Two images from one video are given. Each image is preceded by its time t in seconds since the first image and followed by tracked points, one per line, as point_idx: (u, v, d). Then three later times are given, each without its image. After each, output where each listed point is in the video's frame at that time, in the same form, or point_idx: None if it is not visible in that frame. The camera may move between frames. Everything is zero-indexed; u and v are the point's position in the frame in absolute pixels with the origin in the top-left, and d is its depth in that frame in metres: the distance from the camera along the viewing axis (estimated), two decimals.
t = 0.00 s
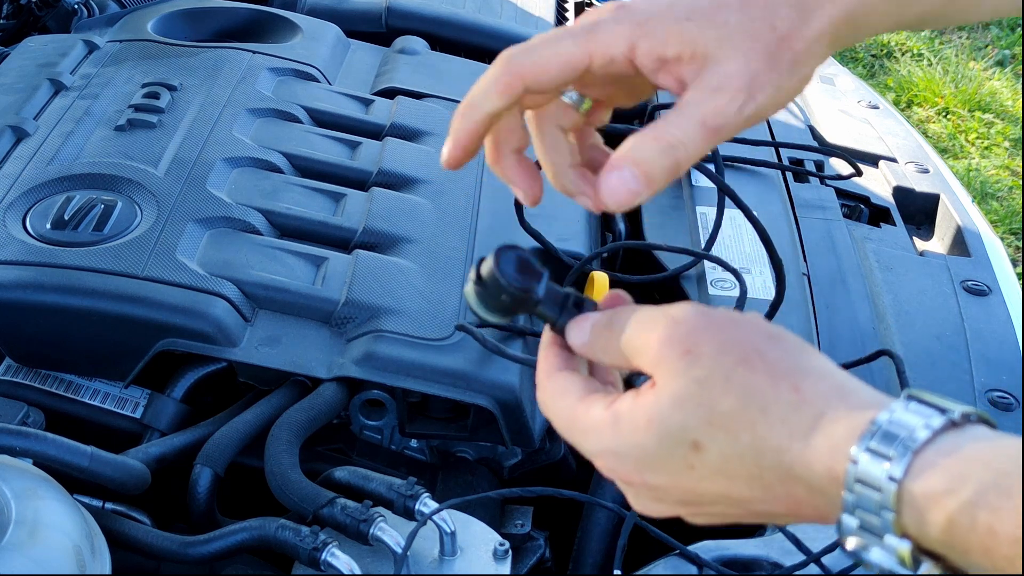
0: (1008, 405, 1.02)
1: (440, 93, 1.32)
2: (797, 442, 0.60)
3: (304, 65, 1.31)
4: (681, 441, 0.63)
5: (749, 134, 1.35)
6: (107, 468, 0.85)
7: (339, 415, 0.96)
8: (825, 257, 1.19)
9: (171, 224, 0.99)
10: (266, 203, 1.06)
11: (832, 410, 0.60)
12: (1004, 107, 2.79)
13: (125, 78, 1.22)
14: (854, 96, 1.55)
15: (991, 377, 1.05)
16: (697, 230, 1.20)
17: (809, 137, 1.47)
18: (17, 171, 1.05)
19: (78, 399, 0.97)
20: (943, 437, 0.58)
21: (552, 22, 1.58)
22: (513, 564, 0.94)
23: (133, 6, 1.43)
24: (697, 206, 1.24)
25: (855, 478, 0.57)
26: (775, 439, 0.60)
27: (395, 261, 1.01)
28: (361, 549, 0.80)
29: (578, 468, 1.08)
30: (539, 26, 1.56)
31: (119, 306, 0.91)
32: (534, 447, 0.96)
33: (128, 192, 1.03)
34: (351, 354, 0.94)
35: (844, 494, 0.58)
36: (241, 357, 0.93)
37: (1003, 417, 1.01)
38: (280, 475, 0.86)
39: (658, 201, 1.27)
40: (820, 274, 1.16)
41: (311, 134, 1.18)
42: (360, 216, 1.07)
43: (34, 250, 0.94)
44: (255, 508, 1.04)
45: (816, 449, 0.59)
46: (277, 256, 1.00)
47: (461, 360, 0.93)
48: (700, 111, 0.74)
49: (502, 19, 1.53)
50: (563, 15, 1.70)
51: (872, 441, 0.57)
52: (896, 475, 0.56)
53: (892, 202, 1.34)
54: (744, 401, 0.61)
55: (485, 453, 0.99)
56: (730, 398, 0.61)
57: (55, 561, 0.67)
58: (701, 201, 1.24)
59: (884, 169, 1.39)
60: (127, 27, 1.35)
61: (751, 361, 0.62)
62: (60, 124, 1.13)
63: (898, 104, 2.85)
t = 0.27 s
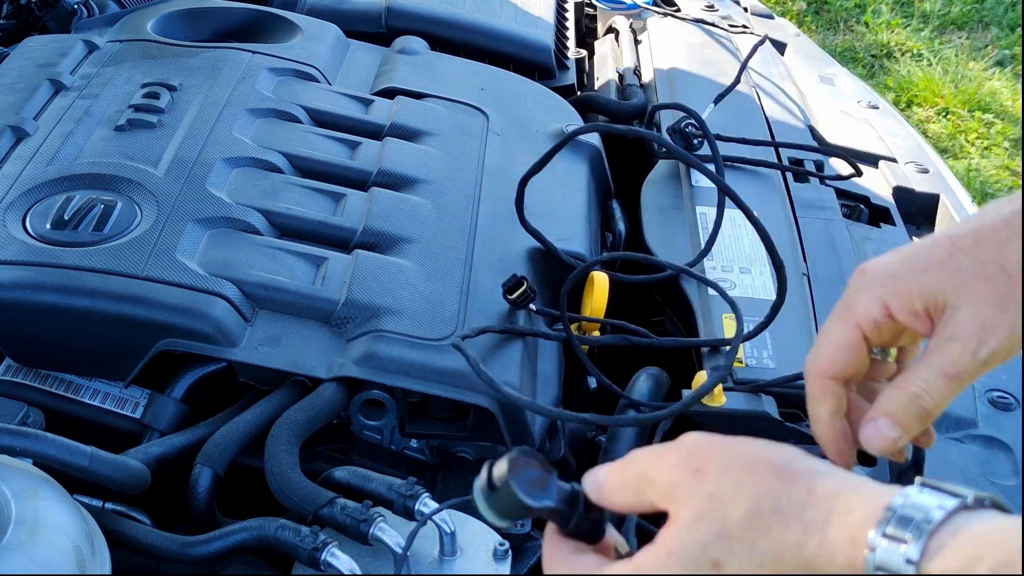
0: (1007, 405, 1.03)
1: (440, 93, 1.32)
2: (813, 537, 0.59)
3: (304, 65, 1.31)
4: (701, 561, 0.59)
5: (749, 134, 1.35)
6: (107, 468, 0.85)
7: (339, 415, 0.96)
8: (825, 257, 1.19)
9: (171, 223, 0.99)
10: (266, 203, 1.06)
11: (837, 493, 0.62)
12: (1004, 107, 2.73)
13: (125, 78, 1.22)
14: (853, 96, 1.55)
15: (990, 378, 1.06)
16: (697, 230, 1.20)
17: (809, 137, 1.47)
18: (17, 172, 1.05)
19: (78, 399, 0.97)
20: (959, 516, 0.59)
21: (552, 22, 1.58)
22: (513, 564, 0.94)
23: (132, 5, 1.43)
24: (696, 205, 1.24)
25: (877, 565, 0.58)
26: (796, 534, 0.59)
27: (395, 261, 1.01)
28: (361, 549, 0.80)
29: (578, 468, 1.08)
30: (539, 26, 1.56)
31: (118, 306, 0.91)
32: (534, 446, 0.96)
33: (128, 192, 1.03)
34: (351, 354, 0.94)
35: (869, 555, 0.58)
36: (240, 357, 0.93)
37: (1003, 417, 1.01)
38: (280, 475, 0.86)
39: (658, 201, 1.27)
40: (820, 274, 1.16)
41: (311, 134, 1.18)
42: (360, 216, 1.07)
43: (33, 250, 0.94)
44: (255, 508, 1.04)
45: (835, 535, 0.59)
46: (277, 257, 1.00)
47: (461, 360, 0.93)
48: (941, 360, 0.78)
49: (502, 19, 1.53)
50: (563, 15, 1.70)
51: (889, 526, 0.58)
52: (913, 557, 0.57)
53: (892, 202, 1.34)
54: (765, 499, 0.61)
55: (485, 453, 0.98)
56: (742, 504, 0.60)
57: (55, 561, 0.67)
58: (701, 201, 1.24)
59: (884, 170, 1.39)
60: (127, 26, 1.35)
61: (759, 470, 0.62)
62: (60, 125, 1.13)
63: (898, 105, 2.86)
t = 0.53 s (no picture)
0: (1008, 405, 1.02)
1: (440, 93, 1.32)
2: None
3: (304, 65, 1.31)
4: None
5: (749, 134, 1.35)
6: (107, 468, 0.85)
7: (339, 415, 0.96)
8: (825, 257, 1.19)
9: (171, 223, 0.99)
10: (266, 203, 1.06)
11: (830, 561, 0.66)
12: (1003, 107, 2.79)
13: (125, 77, 1.22)
14: (853, 96, 1.55)
15: (991, 377, 1.05)
16: (697, 230, 1.20)
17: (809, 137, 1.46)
18: (17, 172, 1.05)
19: (78, 398, 0.97)
20: None
21: (552, 22, 1.58)
22: (513, 564, 0.94)
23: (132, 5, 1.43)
24: (696, 205, 1.24)
25: None
26: None
27: (395, 261, 1.01)
28: (361, 549, 0.80)
29: (578, 468, 1.08)
30: (539, 26, 1.56)
31: (118, 306, 0.91)
32: (534, 447, 0.97)
33: (128, 192, 1.03)
34: (351, 353, 0.94)
35: None
36: (241, 357, 0.93)
37: (1004, 417, 1.01)
38: (280, 475, 0.86)
39: (658, 201, 1.27)
40: (820, 274, 1.15)
41: (311, 134, 1.18)
42: (360, 216, 1.07)
43: (33, 250, 0.94)
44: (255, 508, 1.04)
45: None
46: (277, 256, 1.00)
47: (461, 360, 0.94)
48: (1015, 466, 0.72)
49: (502, 19, 1.53)
50: (563, 14, 1.70)
51: None
52: None
53: (892, 202, 1.34)
54: None
55: (485, 452, 0.99)
56: None
57: (55, 561, 0.67)
58: (701, 201, 1.24)
59: (884, 169, 1.39)
60: (127, 26, 1.35)
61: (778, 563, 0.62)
62: (60, 125, 1.13)
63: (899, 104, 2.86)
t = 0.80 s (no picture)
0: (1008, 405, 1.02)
1: (440, 93, 1.32)
2: None
3: (304, 65, 1.31)
4: None
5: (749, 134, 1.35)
6: (107, 468, 0.85)
7: (339, 415, 0.96)
8: (825, 257, 1.19)
9: (171, 223, 0.99)
10: (265, 203, 1.06)
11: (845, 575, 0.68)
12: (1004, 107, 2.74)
13: (125, 78, 1.22)
14: (853, 96, 1.55)
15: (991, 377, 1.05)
16: (697, 230, 1.20)
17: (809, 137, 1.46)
18: (17, 171, 1.05)
19: (78, 398, 0.97)
20: None
21: (552, 22, 1.58)
22: (513, 564, 0.94)
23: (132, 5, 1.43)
24: (696, 205, 1.24)
25: None
26: None
27: (395, 261, 1.01)
28: (361, 549, 0.80)
29: (578, 468, 1.08)
30: (539, 26, 1.56)
31: (119, 306, 0.91)
32: (534, 447, 0.97)
33: (128, 192, 1.03)
34: (351, 353, 0.94)
35: None
36: (241, 357, 0.93)
37: (1003, 417, 1.01)
38: (280, 475, 0.86)
39: (658, 201, 1.27)
40: (820, 274, 1.16)
41: (311, 134, 1.18)
42: (360, 216, 1.07)
43: (34, 250, 0.94)
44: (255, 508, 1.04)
45: None
46: (277, 256, 1.00)
47: (461, 360, 0.93)
48: (1008, 298, 0.80)
49: (502, 19, 1.53)
50: (563, 15, 1.70)
51: None
52: None
53: (891, 202, 1.34)
54: None
55: (485, 452, 0.99)
56: None
57: (54, 561, 0.67)
58: (701, 200, 1.24)
59: (884, 169, 1.39)
60: (127, 26, 1.35)
61: None
62: (61, 124, 1.13)
63: (898, 104, 2.86)
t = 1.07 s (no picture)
0: (1008, 405, 1.02)
1: (440, 93, 1.32)
2: None
3: (304, 65, 1.31)
4: None
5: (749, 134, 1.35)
6: (107, 468, 0.85)
7: (338, 415, 0.96)
8: (825, 257, 1.19)
9: (171, 223, 0.99)
10: (266, 203, 1.06)
11: None
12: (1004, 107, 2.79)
13: (125, 77, 1.22)
14: (853, 96, 1.55)
15: (991, 377, 1.05)
16: (697, 230, 1.20)
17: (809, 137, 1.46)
18: (17, 171, 1.05)
19: (78, 398, 0.97)
20: None
21: (552, 22, 1.58)
22: (513, 564, 0.95)
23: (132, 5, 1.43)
24: (696, 205, 1.24)
25: None
26: None
27: (395, 261, 1.01)
28: (361, 549, 0.80)
29: (578, 468, 1.08)
30: (539, 25, 1.56)
31: (119, 306, 0.91)
32: (534, 447, 0.97)
33: (128, 192, 1.03)
34: (351, 353, 0.94)
35: None
36: (240, 357, 0.93)
37: (1004, 417, 1.01)
38: (280, 475, 0.86)
39: (658, 200, 1.27)
40: (820, 274, 1.15)
41: (311, 134, 1.18)
42: (360, 216, 1.07)
43: (34, 250, 0.94)
44: (255, 508, 1.04)
45: None
46: (277, 256, 1.00)
47: (461, 360, 0.93)
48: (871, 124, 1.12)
49: (501, 19, 1.53)
50: (563, 15, 1.70)
51: None
52: None
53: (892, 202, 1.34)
54: None
55: (485, 452, 0.99)
56: None
57: (54, 561, 0.67)
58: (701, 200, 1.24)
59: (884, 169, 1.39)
60: (127, 26, 1.35)
61: None
62: (61, 124, 1.13)
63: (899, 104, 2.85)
